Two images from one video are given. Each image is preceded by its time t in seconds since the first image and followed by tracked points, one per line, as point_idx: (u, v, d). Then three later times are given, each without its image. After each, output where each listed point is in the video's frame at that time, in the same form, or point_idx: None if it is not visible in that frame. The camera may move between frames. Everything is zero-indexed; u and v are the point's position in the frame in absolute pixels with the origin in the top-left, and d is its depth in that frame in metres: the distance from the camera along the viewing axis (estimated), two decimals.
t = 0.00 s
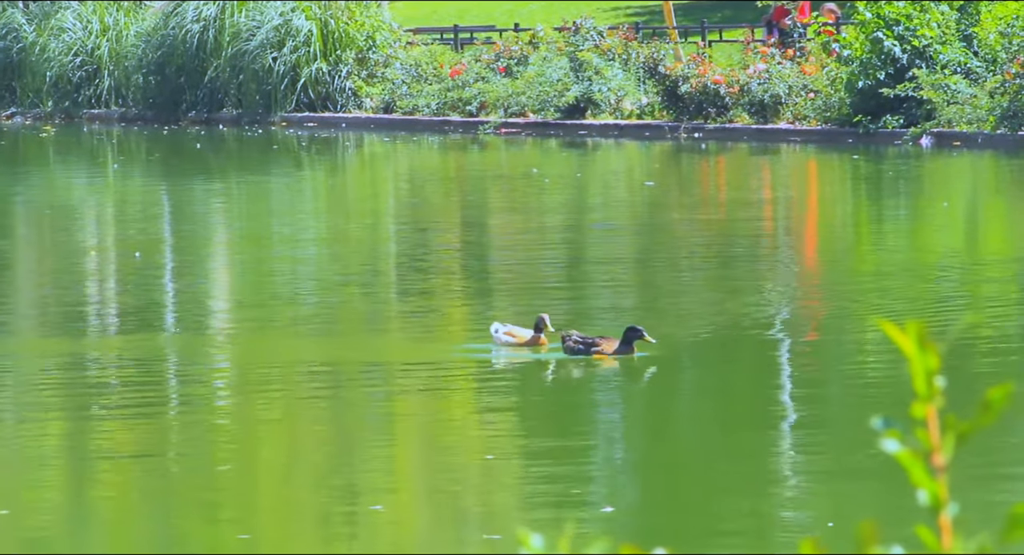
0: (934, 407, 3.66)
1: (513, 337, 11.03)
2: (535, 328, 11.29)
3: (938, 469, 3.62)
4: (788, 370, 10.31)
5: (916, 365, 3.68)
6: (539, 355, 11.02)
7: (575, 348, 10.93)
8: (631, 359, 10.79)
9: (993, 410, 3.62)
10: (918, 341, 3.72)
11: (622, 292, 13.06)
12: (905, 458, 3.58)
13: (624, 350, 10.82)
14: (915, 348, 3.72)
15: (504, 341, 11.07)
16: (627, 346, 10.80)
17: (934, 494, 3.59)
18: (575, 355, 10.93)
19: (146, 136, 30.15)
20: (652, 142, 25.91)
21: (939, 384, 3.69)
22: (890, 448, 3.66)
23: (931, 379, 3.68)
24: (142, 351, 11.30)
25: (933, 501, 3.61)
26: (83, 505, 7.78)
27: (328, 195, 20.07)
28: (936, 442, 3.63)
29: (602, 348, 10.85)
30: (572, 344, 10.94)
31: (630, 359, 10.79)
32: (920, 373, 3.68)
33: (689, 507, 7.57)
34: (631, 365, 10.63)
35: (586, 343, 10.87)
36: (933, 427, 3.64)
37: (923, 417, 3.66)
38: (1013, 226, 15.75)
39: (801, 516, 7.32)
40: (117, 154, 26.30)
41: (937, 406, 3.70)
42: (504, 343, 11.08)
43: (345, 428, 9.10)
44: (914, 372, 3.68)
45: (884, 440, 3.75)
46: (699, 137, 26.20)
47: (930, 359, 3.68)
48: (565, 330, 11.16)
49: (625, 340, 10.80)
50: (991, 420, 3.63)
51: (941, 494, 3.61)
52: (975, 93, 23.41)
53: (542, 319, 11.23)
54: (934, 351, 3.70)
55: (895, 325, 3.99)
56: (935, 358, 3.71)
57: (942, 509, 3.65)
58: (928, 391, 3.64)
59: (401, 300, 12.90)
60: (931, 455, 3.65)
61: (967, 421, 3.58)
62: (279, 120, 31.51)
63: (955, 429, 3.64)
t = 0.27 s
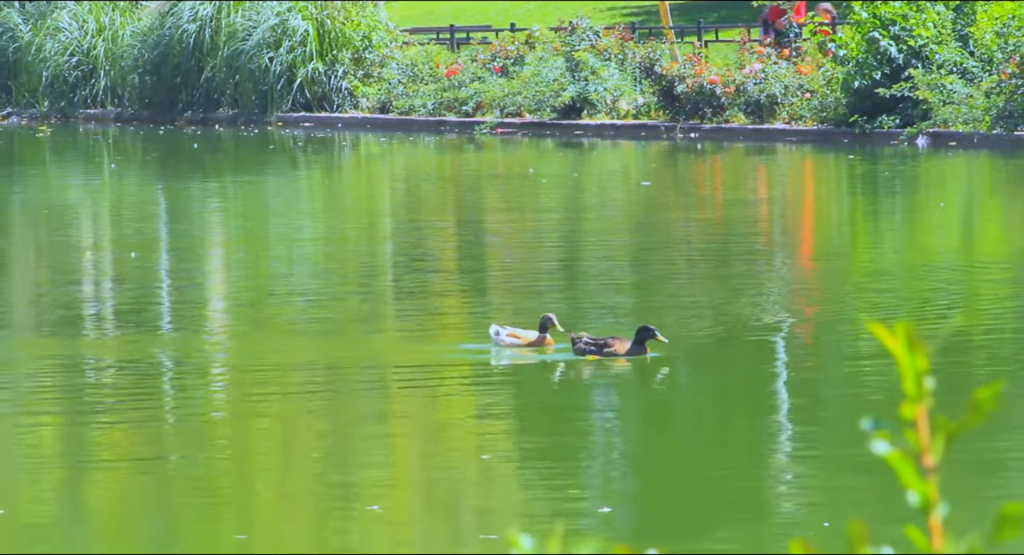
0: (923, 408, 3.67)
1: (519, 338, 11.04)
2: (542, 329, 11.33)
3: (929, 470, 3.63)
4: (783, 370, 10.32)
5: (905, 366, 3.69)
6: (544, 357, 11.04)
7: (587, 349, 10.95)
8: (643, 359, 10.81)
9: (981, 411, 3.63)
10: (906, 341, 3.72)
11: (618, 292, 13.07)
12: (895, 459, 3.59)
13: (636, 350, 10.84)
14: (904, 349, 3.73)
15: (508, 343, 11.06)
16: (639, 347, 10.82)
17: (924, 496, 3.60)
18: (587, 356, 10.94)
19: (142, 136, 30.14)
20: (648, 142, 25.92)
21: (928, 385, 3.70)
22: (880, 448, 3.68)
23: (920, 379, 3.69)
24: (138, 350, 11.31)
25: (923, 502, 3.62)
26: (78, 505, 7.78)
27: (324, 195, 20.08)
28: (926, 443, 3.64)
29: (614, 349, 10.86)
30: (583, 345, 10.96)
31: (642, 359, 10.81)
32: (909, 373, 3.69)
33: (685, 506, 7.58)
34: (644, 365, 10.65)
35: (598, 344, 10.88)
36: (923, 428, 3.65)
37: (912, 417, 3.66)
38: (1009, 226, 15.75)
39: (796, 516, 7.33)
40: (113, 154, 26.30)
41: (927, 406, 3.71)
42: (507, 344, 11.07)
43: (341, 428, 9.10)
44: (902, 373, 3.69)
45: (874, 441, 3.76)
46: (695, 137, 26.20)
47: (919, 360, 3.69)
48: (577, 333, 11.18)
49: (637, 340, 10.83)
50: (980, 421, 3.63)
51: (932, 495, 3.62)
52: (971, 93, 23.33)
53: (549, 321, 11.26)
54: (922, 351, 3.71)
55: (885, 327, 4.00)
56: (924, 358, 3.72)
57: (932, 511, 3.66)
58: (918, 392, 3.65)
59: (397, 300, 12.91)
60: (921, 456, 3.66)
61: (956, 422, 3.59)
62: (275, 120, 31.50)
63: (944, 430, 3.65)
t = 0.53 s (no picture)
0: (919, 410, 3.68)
1: (522, 339, 11.03)
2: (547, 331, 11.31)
3: (923, 470, 3.64)
4: (779, 370, 10.33)
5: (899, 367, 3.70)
6: (548, 358, 11.03)
7: (596, 350, 10.93)
8: (653, 360, 10.78)
9: (975, 412, 3.64)
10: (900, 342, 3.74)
11: (614, 292, 13.08)
12: (890, 460, 3.60)
13: (646, 351, 10.81)
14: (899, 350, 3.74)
15: (511, 344, 11.03)
16: (650, 348, 10.79)
17: (919, 497, 3.61)
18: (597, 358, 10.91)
19: (138, 136, 30.15)
20: (644, 143, 25.95)
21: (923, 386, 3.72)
22: (873, 449, 3.69)
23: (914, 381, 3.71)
24: (134, 350, 11.31)
25: (918, 503, 3.64)
26: (74, 505, 7.79)
27: (320, 195, 20.09)
28: (920, 444, 3.66)
29: (624, 349, 10.83)
30: (592, 346, 10.94)
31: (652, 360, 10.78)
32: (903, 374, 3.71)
33: (680, 506, 7.59)
34: (653, 365, 10.63)
35: (608, 344, 10.86)
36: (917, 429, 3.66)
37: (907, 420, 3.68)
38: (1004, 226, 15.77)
39: (791, 516, 7.34)
40: (109, 154, 26.31)
41: (921, 408, 3.73)
42: (511, 345, 11.06)
43: (338, 428, 9.11)
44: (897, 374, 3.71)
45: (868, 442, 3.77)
46: (691, 137, 26.23)
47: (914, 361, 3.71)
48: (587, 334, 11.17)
49: (647, 341, 10.80)
50: (973, 421, 3.65)
51: (926, 496, 3.64)
52: (967, 93, 23.45)
53: (552, 322, 11.23)
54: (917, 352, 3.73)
55: (879, 329, 4.01)
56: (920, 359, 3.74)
57: (927, 511, 3.68)
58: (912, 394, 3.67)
59: (393, 300, 12.92)
60: (915, 457, 3.68)
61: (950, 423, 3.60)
62: (271, 121, 31.49)
63: (938, 431, 3.66)
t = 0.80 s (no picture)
0: (926, 412, 3.67)
1: (525, 340, 10.95)
2: (549, 328, 11.22)
3: (931, 472, 3.63)
4: (775, 371, 10.34)
5: (907, 369, 3.69)
6: (552, 359, 10.92)
7: (606, 351, 10.84)
8: (663, 360, 10.75)
9: (984, 415, 3.63)
10: (909, 344, 3.73)
11: (607, 292, 13.10)
12: (897, 461, 3.59)
13: (655, 351, 10.79)
14: (907, 351, 3.73)
15: (515, 345, 10.97)
16: (659, 348, 10.77)
17: (925, 498, 3.60)
18: (606, 358, 10.84)
19: (132, 137, 30.17)
20: (638, 143, 25.98)
21: (932, 388, 3.70)
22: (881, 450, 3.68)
23: (923, 382, 3.69)
24: (128, 350, 11.33)
25: (924, 504, 3.63)
26: (67, 505, 7.80)
27: (313, 195, 20.11)
28: (928, 445, 3.64)
29: (633, 350, 10.78)
30: (602, 347, 10.85)
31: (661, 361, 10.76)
32: (911, 376, 3.70)
33: (676, 506, 7.60)
34: (663, 367, 10.60)
35: (617, 345, 10.78)
36: (925, 431, 3.65)
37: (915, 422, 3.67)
38: (997, 227, 15.80)
39: (788, 516, 7.35)
40: (103, 155, 26.33)
41: (930, 410, 3.71)
42: (514, 346, 10.98)
43: (331, 428, 9.12)
44: (906, 376, 3.70)
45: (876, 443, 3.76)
46: (684, 138, 26.21)
47: (921, 364, 3.69)
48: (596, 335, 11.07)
49: (656, 342, 10.78)
50: (983, 424, 3.64)
51: (932, 498, 3.63)
52: (960, 93, 23.39)
53: (555, 321, 11.17)
54: (926, 354, 3.72)
55: (885, 329, 4.00)
56: (929, 362, 3.73)
57: (933, 514, 3.67)
58: (921, 396, 3.66)
59: (387, 300, 12.93)
60: (923, 458, 3.67)
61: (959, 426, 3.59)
62: (265, 121, 31.49)
63: (946, 433, 3.65)
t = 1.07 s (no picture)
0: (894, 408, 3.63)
1: (527, 341, 10.93)
2: (551, 330, 11.21)
3: (900, 469, 3.58)
4: (764, 371, 10.33)
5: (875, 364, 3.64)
6: (555, 360, 10.93)
7: (615, 352, 10.79)
8: (672, 362, 10.72)
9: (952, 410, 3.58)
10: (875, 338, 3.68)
11: (599, 292, 13.11)
12: (867, 460, 3.54)
13: (665, 353, 10.76)
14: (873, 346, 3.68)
15: (517, 345, 10.96)
16: (668, 350, 10.75)
17: (896, 495, 3.55)
18: (614, 359, 10.79)
19: (124, 137, 30.15)
20: (630, 144, 25.98)
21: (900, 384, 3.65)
22: (851, 450, 3.60)
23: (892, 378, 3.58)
24: (119, 351, 11.32)
25: (895, 501, 3.58)
26: (58, 505, 7.79)
27: (305, 195, 20.11)
28: (897, 442, 3.60)
29: (643, 352, 10.75)
30: (611, 348, 10.81)
31: (671, 361, 10.73)
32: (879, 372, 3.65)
33: (668, 507, 7.60)
34: (675, 367, 10.59)
35: (627, 346, 10.73)
36: (894, 428, 3.60)
37: (883, 418, 3.62)
38: (989, 227, 15.83)
39: (774, 516, 7.34)
40: (95, 155, 26.31)
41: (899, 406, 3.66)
42: (516, 348, 10.97)
43: (323, 428, 9.12)
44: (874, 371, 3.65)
45: (844, 442, 3.71)
46: (676, 138, 26.21)
47: (890, 360, 3.58)
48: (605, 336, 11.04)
49: (666, 343, 10.76)
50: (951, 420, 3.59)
51: (904, 495, 3.58)
52: (951, 94, 23.45)
53: (558, 323, 11.16)
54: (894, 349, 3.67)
55: (853, 325, 3.96)
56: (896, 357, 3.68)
57: (905, 511, 3.62)
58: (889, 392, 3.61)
59: (379, 300, 12.93)
60: (892, 455, 3.62)
61: (927, 421, 3.54)
62: (257, 122, 31.47)
63: (915, 429, 3.60)
